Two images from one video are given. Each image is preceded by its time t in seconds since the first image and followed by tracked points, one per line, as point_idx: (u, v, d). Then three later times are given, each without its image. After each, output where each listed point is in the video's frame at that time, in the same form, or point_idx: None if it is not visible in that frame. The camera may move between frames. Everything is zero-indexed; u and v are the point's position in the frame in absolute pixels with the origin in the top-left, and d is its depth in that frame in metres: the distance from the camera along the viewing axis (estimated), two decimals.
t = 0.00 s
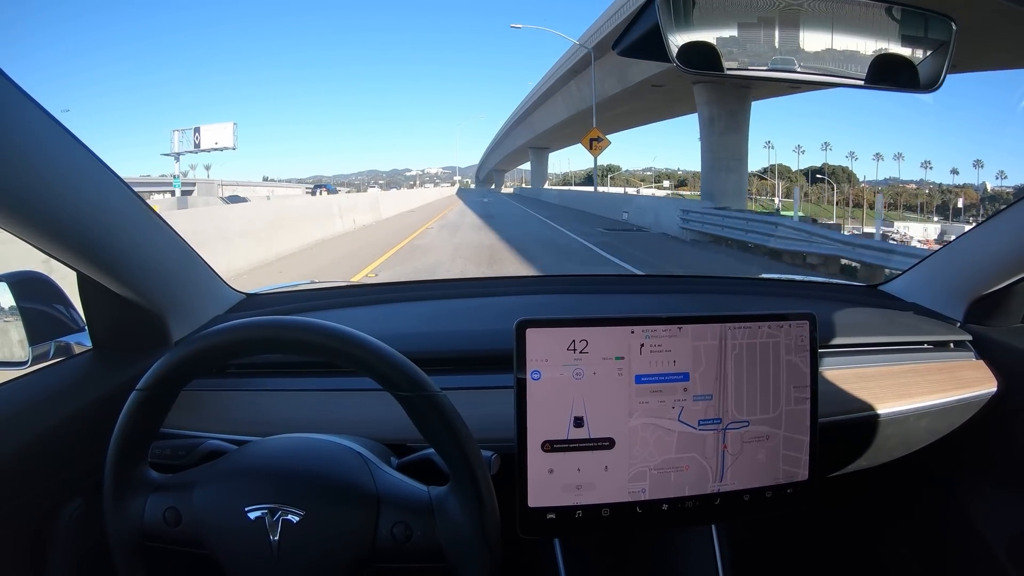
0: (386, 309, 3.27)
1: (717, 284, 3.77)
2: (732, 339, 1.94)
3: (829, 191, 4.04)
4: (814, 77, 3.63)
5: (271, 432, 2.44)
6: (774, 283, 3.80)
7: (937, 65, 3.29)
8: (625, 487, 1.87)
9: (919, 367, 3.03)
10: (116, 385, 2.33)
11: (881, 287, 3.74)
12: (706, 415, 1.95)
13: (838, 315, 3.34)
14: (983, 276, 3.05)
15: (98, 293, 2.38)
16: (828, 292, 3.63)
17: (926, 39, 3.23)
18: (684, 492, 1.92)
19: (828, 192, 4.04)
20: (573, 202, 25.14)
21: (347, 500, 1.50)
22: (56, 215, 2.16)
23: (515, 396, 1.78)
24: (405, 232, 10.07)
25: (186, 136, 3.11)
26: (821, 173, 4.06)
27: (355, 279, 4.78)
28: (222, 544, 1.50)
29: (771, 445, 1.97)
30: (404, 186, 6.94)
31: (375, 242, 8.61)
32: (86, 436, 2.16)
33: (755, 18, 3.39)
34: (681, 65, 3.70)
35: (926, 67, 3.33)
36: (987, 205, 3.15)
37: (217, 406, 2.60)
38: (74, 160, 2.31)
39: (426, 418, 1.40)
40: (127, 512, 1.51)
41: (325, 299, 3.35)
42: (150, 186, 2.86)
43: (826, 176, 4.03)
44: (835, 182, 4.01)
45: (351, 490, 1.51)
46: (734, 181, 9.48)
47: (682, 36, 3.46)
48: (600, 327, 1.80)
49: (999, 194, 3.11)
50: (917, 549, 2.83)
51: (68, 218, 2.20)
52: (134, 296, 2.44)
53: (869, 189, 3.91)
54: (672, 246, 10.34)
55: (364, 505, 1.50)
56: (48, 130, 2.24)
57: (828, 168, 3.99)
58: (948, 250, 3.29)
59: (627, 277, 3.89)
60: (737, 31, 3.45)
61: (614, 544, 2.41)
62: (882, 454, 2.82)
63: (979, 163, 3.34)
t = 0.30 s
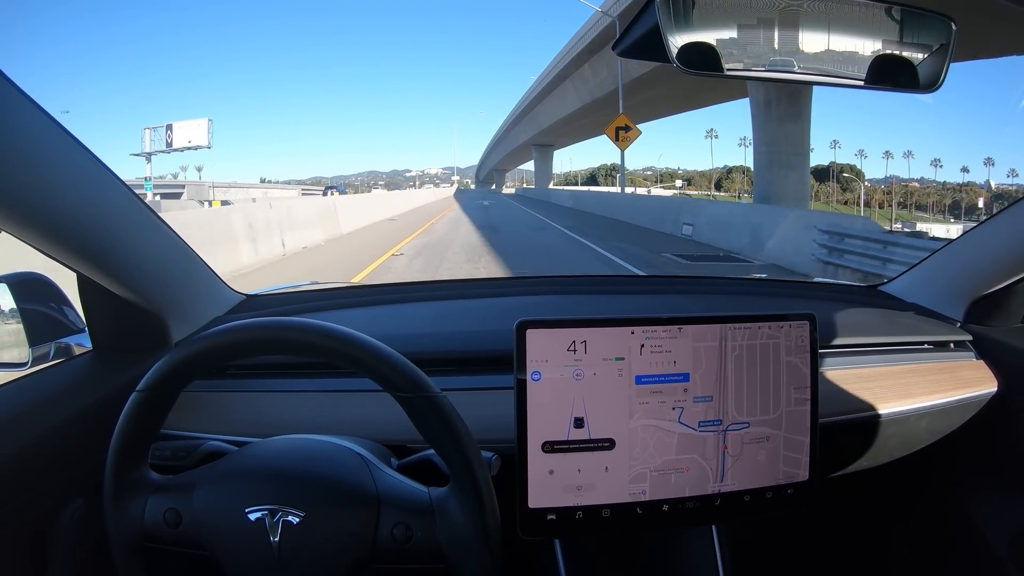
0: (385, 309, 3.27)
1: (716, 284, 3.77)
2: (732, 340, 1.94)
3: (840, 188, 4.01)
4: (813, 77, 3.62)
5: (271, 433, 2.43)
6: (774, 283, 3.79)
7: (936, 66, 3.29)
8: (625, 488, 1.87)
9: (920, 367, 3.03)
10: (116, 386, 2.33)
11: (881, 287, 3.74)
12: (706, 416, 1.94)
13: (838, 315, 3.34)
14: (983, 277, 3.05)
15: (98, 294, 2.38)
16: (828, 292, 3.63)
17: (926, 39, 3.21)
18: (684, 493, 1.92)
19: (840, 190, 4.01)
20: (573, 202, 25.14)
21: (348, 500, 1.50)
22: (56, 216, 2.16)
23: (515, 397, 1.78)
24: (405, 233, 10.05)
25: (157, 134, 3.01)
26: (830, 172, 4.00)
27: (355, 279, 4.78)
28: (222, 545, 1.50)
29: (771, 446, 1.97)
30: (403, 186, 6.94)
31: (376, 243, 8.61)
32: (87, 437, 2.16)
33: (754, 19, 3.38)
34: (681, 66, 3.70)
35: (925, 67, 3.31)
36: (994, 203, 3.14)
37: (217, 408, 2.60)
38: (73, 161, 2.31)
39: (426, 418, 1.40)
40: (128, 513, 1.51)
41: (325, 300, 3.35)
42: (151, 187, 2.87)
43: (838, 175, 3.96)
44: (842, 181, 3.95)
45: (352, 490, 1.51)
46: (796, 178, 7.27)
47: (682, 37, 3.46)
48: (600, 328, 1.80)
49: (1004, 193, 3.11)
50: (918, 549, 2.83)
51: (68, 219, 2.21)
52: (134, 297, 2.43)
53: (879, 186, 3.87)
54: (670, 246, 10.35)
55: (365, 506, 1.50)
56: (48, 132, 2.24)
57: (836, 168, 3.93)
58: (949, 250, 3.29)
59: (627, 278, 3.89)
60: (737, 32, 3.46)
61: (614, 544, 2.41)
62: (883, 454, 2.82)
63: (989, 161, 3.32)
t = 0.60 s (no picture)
0: (385, 308, 3.27)
1: (716, 283, 3.77)
2: (732, 339, 1.95)
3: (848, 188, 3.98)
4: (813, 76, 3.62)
5: (271, 432, 2.43)
6: (774, 282, 3.79)
7: (936, 65, 3.27)
8: (625, 488, 1.87)
9: (920, 366, 3.03)
10: (115, 385, 2.33)
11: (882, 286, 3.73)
12: (706, 416, 1.94)
13: (838, 314, 3.34)
14: (983, 275, 3.04)
15: (98, 293, 2.38)
16: (828, 291, 3.63)
17: (927, 37, 3.21)
18: (684, 492, 1.93)
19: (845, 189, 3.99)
20: (573, 201, 25.13)
21: (347, 499, 1.50)
22: (56, 215, 2.16)
23: (515, 395, 1.78)
24: (405, 232, 10.05)
25: (123, 132, 2.87)
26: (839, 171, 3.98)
27: (355, 279, 4.78)
28: (222, 545, 1.50)
29: (771, 445, 1.97)
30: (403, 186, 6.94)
31: (376, 242, 8.61)
32: (87, 436, 2.16)
33: (754, 16, 3.39)
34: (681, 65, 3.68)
35: (926, 66, 3.30)
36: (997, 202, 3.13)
37: (217, 406, 2.60)
38: (73, 161, 2.31)
39: (426, 417, 1.40)
40: (127, 512, 1.51)
41: (325, 299, 3.34)
42: (151, 185, 2.87)
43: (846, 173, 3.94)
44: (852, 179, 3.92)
45: (351, 489, 1.51)
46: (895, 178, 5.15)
47: (682, 35, 3.46)
48: (600, 327, 1.80)
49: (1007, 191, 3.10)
50: (917, 548, 2.83)
51: (68, 219, 2.21)
52: (134, 296, 2.43)
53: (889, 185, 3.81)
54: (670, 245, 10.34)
55: (365, 504, 1.50)
56: (49, 132, 2.24)
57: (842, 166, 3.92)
58: (949, 248, 3.28)
59: (628, 277, 3.88)
60: (737, 30, 3.47)
61: (614, 543, 2.41)
62: (883, 453, 2.83)
63: (1000, 160, 3.32)
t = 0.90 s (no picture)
0: (385, 309, 3.27)
1: (717, 282, 3.77)
2: (733, 339, 1.95)
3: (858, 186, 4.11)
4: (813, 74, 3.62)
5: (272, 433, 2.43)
6: (774, 281, 3.79)
7: (936, 62, 3.26)
8: (626, 487, 1.87)
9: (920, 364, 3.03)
10: (116, 386, 2.33)
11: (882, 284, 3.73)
12: (707, 416, 1.94)
13: (839, 313, 3.34)
14: (984, 273, 3.04)
15: (99, 294, 2.38)
16: (828, 289, 3.63)
17: (927, 35, 3.20)
18: (686, 492, 1.93)
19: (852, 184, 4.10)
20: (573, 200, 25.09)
21: (349, 500, 1.50)
22: (56, 217, 2.16)
23: (516, 395, 1.78)
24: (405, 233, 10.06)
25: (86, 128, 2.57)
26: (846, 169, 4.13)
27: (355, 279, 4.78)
28: (225, 546, 1.50)
29: (772, 445, 1.97)
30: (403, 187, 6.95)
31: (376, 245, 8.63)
32: (88, 438, 2.16)
33: (754, 15, 3.44)
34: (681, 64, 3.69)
35: (926, 63, 3.30)
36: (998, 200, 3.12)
37: (218, 407, 2.60)
38: (73, 162, 2.31)
39: (426, 418, 1.40)
40: (129, 514, 1.50)
41: (325, 299, 3.34)
42: (152, 187, 2.87)
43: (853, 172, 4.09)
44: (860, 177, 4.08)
45: (353, 490, 1.52)
46: None
47: (682, 35, 3.49)
48: (601, 326, 1.80)
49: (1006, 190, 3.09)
50: (919, 547, 2.83)
51: (68, 220, 2.21)
52: (134, 297, 2.44)
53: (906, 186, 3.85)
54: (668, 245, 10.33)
55: (366, 504, 1.51)
56: (49, 133, 2.25)
57: (850, 163, 4.06)
58: (949, 247, 3.26)
59: (627, 277, 3.89)
60: (737, 28, 3.50)
61: (615, 543, 2.41)
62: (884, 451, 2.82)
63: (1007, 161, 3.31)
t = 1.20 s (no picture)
0: (385, 309, 3.27)
1: (717, 282, 3.77)
2: (732, 340, 1.95)
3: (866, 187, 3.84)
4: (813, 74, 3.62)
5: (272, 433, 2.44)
6: (773, 280, 3.79)
7: (935, 62, 3.28)
8: (626, 488, 1.87)
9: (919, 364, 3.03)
10: (116, 386, 2.33)
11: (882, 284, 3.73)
12: (707, 417, 1.94)
13: (838, 313, 3.34)
14: (984, 273, 3.04)
15: (98, 294, 2.38)
16: (827, 289, 3.63)
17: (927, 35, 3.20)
18: (685, 492, 1.93)
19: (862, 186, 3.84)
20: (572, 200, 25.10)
21: (348, 500, 1.50)
22: (56, 217, 2.16)
23: (516, 395, 1.78)
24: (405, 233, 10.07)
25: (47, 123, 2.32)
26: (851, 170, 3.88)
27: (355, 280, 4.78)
28: (225, 547, 1.50)
29: (772, 446, 1.97)
30: (403, 187, 6.94)
31: (376, 245, 8.63)
32: (88, 439, 2.16)
33: (754, 15, 3.39)
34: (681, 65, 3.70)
35: (926, 63, 3.31)
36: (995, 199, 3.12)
37: (219, 408, 2.60)
38: (73, 163, 2.31)
39: (427, 418, 1.40)
40: (129, 515, 1.51)
41: (325, 300, 3.35)
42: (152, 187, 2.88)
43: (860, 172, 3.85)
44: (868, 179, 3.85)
45: (353, 490, 1.52)
46: None
47: (682, 35, 3.50)
48: (600, 326, 1.80)
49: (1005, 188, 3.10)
50: (919, 546, 2.83)
51: (68, 221, 2.21)
52: (134, 297, 2.44)
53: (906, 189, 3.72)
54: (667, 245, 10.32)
55: (366, 505, 1.51)
56: (48, 133, 2.25)
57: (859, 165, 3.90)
58: (948, 246, 3.27)
59: (628, 277, 3.89)
60: (736, 28, 3.48)
61: (615, 543, 2.41)
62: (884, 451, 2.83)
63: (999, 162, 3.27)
